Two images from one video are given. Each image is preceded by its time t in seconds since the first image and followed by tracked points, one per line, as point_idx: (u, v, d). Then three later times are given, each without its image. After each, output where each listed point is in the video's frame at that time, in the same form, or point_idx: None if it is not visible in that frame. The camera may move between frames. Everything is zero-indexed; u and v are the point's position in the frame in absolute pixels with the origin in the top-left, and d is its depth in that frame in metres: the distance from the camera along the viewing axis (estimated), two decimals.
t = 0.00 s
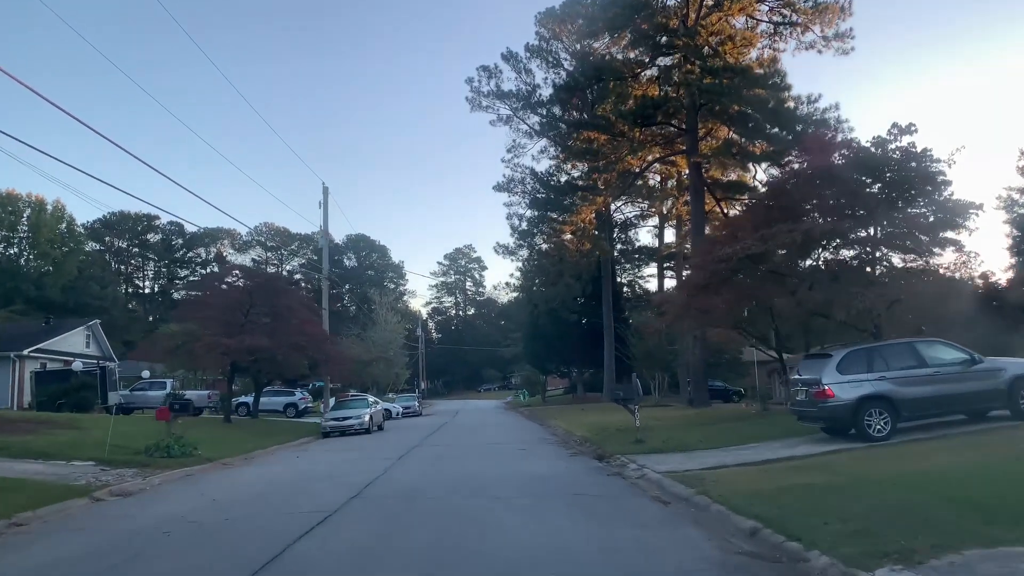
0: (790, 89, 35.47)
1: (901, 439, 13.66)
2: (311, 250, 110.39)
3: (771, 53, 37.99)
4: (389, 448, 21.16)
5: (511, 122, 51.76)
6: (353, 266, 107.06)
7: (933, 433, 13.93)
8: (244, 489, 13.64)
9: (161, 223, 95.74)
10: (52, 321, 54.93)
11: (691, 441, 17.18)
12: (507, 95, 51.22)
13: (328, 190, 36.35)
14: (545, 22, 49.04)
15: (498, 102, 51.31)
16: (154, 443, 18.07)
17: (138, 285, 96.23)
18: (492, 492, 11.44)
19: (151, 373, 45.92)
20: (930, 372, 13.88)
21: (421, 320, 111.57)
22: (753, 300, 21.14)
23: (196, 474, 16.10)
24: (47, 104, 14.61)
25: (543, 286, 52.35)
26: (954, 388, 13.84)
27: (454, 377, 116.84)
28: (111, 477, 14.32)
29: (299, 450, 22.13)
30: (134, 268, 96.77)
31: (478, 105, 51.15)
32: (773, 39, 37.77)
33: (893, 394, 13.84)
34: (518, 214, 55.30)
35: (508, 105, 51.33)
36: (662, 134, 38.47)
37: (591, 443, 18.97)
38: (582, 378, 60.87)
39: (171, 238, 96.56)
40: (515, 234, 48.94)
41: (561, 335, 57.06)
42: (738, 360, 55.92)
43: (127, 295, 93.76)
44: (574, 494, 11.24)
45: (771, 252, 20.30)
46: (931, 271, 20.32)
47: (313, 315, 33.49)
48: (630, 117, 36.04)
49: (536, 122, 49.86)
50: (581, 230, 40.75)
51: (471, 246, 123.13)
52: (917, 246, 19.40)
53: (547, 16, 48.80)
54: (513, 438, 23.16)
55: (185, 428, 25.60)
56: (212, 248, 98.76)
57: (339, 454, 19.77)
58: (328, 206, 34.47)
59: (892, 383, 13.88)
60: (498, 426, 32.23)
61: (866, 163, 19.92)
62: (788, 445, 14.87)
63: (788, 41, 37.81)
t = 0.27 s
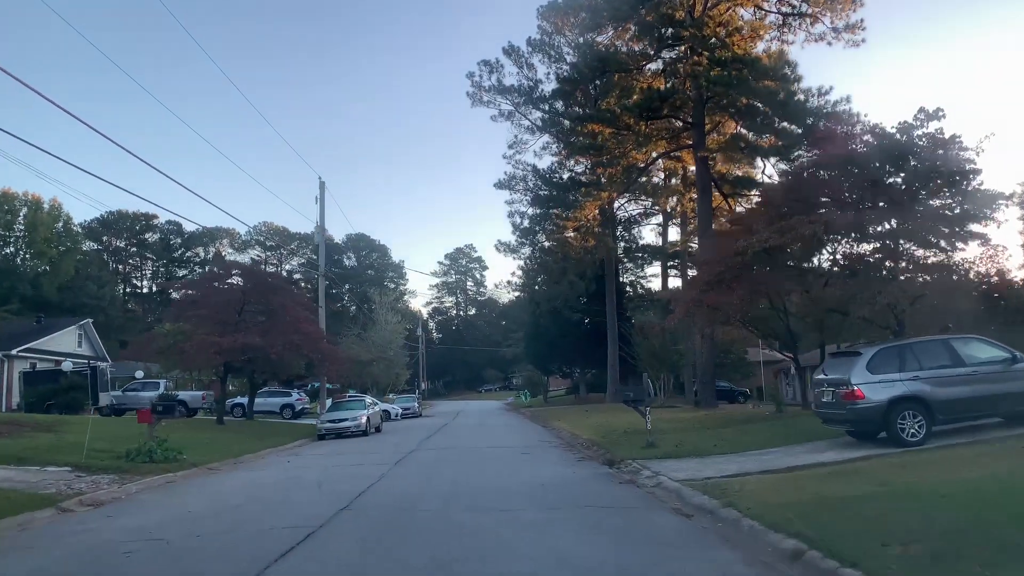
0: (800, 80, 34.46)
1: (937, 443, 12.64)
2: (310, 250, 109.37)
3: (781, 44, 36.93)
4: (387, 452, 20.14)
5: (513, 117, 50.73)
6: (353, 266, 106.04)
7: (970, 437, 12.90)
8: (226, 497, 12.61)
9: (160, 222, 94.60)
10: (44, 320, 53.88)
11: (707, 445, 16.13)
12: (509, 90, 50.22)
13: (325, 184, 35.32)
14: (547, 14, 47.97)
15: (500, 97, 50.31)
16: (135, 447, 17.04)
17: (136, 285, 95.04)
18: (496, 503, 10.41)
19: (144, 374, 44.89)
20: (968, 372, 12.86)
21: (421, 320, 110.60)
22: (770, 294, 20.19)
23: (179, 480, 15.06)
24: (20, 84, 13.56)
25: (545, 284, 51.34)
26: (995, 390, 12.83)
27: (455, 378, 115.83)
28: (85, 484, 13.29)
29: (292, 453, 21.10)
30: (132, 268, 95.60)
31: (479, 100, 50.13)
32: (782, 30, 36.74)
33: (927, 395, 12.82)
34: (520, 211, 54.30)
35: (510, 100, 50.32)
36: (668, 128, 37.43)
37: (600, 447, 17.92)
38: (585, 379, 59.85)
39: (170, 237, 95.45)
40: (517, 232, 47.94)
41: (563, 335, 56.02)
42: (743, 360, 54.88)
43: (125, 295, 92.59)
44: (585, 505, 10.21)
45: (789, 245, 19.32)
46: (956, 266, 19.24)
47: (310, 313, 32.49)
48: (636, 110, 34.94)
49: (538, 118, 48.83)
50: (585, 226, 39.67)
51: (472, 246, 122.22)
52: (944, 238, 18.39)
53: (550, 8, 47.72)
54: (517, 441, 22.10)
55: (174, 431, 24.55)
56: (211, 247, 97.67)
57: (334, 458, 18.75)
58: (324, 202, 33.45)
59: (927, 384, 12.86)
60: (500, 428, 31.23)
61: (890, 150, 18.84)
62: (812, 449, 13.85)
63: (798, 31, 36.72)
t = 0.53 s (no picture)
0: (810, 70, 33.69)
1: (979, 449, 11.62)
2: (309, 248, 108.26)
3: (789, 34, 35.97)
4: (381, 455, 19.08)
5: (514, 112, 49.68)
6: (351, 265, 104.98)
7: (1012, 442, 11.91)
8: (205, 507, 11.59)
9: (157, 220, 93.21)
10: (35, 317, 52.89)
11: (723, 449, 15.09)
12: (510, 84, 49.17)
13: (320, 177, 34.29)
14: (549, 6, 46.85)
15: (500, 91, 49.26)
16: (114, 451, 16.00)
17: (132, 284, 93.63)
18: (499, 517, 9.37)
19: (136, 373, 43.82)
20: (1010, 371, 11.87)
21: (421, 320, 109.60)
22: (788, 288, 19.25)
23: (157, 486, 14.01)
24: None
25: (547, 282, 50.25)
26: None
27: (454, 378, 114.82)
28: (52, 492, 12.23)
29: (282, 456, 20.07)
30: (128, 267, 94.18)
31: (479, 95, 49.07)
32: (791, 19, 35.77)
33: (967, 396, 11.81)
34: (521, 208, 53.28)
35: (511, 94, 49.26)
36: (673, 120, 36.47)
37: (608, 450, 16.89)
38: (587, 379, 58.84)
39: (167, 235, 94.15)
40: (519, 229, 46.92)
41: (565, 334, 55.05)
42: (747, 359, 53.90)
43: (121, 294, 91.17)
44: (600, 518, 9.21)
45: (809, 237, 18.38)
46: (981, 259, 18.31)
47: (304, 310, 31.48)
48: (642, 102, 33.83)
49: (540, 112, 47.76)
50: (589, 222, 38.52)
51: (472, 245, 121.27)
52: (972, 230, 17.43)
53: None
54: (518, 443, 21.05)
55: (160, 432, 23.50)
56: (208, 246, 96.42)
57: (325, 462, 17.69)
58: (320, 196, 32.43)
59: (966, 384, 11.85)
60: (500, 429, 30.24)
61: (914, 137, 17.81)
62: (840, 455, 12.84)
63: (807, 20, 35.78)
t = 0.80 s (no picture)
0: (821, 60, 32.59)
1: None
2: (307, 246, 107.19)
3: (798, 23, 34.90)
4: (376, 457, 18.07)
5: (515, 105, 48.66)
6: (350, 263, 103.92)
7: None
8: (181, 517, 10.61)
9: (154, 217, 91.83)
10: (26, 315, 51.74)
11: (741, 453, 14.08)
12: (510, 77, 48.12)
13: (315, 170, 33.25)
14: None
15: (501, 84, 48.24)
16: (89, 454, 14.99)
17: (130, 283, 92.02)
18: (502, 532, 8.37)
19: (128, 372, 42.79)
20: None
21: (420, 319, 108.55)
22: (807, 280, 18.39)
23: (132, 492, 13.00)
24: None
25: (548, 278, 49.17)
26: None
27: (454, 377, 113.76)
28: (15, 500, 11.23)
29: (271, 459, 19.06)
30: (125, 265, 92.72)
31: (479, 88, 48.01)
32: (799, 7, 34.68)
33: (1013, 397, 10.88)
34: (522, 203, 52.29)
35: (512, 86, 48.22)
36: (678, 112, 35.41)
37: (616, 454, 15.87)
38: (588, 378, 57.82)
39: (164, 233, 92.93)
40: (520, 224, 45.95)
41: (566, 332, 54.04)
42: (752, 359, 52.87)
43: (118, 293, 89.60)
44: (615, 534, 8.23)
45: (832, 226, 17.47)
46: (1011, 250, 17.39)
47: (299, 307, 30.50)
48: (648, 92, 32.75)
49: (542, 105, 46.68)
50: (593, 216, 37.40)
51: (472, 243, 120.19)
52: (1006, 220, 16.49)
53: None
54: (520, 445, 20.03)
55: (146, 433, 22.47)
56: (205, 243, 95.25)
57: (316, 465, 16.67)
58: (315, 189, 31.41)
59: (1012, 383, 10.92)
60: (501, 430, 29.25)
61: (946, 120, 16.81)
62: (870, 460, 11.85)
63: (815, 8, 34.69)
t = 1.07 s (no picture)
0: (832, 49, 31.56)
1: None
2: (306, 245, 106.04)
3: (807, 10, 33.76)
4: (369, 462, 17.01)
5: (515, 99, 47.63)
6: (349, 262, 102.83)
7: None
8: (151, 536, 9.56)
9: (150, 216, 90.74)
10: (18, 314, 50.47)
11: (764, 459, 13.00)
12: (511, 70, 47.07)
13: (309, 162, 32.17)
14: None
15: (502, 78, 47.19)
16: (58, 458, 13.95)
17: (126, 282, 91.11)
18: (504, 558, 7.38)
19: (120, 372, 41.76)
20: None
21: (420, 318, 107.45)
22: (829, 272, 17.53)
23: (103, 501, 11.98)
24: None
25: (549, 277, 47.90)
26: None
27: (454, 377, 112.71)
28: None
29: (259, 463, 18.00)
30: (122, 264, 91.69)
31: (479, 81, 46.91)
32: None
33: None
34: (523, 200, 51.23)
35: (513, 80, 47.16)
36: (683, 104, 34.32)
37: (627, 459, 14.80)
38: (590, 378, 56.75)
39: (160, 231, 91.80)
40: (521, 221, 44.92)
41: (568, 331, 52.98)
42: (758, 359, 51.77)
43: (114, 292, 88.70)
44: (636, 561, 7.22)
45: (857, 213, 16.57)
46: None
47: (292, 304, 29.45)
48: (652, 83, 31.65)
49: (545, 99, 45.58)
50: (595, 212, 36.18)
51: (472, 242, 119.07)
52: None
53: None
54: (522, 449, 18.97)
55: (129, 435, 21.44)
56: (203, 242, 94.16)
57: (305, 471, 15.62)
58: (309, 182, 30.33)
59: None
60: (501, 432, 28.21)
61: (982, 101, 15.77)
62: (909, 468, 10.81)
63: None
